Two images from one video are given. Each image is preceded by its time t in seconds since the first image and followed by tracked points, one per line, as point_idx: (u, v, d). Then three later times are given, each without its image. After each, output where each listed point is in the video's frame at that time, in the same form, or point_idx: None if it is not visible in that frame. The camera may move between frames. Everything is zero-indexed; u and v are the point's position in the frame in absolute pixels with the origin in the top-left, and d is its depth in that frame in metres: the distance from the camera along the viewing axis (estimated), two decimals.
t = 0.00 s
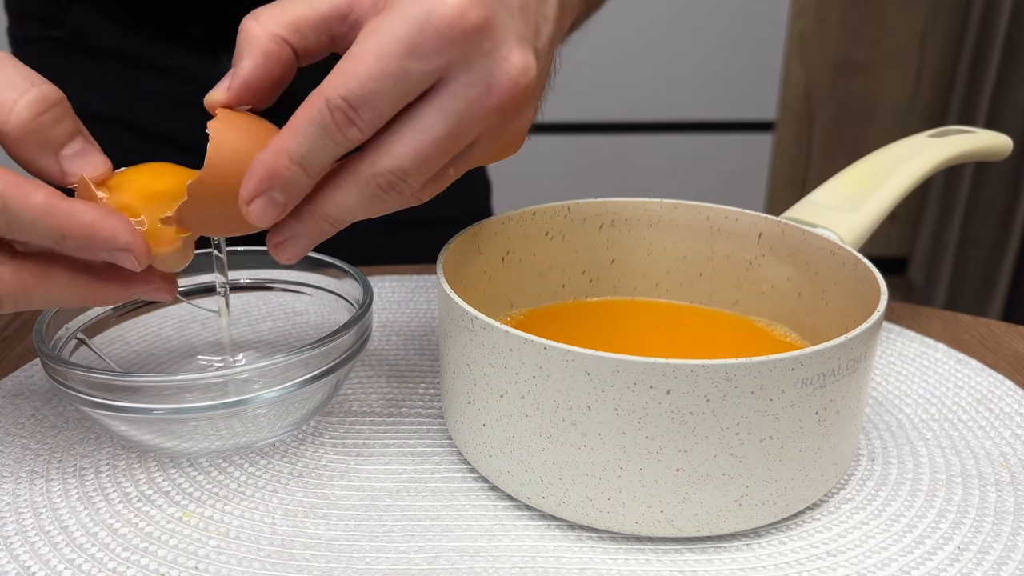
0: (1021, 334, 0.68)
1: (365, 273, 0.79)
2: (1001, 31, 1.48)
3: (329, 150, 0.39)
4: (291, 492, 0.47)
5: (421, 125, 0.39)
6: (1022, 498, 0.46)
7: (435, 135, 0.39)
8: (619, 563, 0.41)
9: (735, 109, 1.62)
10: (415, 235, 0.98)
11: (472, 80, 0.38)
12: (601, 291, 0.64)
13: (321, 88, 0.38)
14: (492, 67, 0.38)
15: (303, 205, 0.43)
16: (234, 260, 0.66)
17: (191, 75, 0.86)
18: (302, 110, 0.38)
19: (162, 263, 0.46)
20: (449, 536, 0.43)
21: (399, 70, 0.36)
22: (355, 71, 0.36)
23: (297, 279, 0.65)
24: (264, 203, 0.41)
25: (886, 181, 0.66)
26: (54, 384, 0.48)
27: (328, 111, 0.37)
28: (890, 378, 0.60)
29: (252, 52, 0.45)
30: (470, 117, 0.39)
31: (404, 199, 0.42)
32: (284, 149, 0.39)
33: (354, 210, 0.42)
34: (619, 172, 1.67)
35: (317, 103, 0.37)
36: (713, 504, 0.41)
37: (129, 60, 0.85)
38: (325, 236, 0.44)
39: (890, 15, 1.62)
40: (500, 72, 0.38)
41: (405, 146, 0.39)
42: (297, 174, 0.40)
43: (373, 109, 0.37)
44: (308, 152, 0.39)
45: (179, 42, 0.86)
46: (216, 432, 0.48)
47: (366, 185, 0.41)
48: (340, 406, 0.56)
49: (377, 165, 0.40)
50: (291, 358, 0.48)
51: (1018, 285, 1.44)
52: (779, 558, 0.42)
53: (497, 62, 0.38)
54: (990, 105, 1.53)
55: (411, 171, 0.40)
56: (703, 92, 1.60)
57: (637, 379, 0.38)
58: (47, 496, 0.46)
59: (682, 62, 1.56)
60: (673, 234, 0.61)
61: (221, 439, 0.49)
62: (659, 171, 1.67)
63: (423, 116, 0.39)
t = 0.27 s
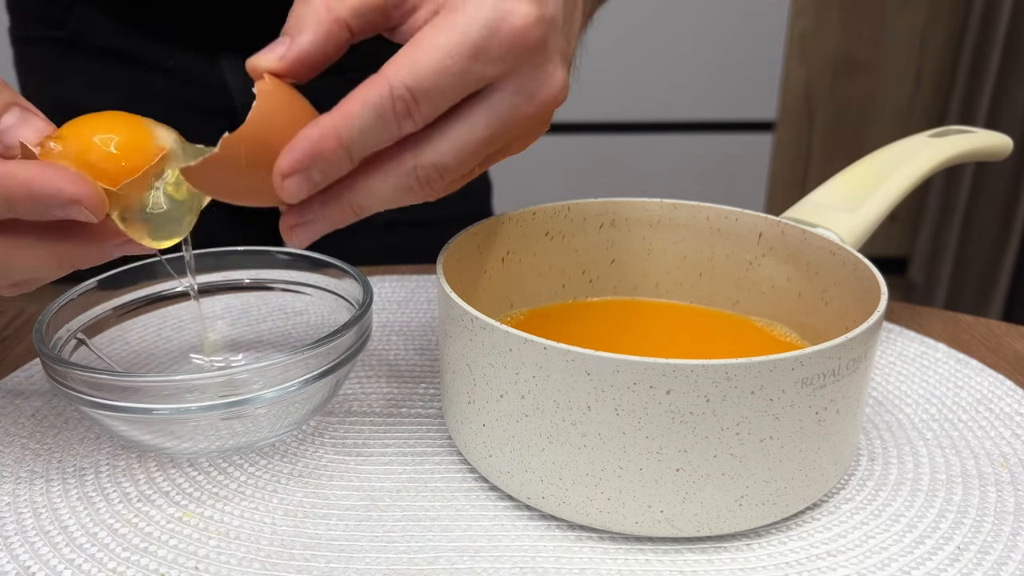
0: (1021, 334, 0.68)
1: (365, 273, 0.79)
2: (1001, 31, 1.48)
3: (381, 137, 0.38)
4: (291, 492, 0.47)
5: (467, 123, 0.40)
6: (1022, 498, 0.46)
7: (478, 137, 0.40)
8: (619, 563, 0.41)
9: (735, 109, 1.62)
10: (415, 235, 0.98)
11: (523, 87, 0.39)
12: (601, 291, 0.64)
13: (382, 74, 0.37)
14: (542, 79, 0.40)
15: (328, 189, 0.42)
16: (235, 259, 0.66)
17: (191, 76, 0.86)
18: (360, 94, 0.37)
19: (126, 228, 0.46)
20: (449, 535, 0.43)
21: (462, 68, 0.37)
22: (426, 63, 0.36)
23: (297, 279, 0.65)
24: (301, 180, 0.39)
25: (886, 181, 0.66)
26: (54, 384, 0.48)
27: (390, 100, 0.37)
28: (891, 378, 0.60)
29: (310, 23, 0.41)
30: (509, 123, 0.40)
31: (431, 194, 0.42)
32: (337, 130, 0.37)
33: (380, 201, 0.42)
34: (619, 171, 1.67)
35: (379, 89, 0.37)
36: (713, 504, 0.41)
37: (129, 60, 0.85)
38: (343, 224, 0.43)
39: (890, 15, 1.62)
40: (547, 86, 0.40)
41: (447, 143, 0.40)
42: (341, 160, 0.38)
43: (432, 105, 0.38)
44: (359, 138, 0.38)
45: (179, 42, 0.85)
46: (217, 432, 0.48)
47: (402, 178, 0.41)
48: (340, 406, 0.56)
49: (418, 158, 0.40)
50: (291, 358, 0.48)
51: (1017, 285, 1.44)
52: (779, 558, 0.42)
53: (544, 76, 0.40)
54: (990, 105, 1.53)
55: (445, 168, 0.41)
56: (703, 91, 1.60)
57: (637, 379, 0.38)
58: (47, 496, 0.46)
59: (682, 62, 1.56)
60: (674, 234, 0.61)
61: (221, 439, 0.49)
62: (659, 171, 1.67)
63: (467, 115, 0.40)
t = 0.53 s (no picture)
0: (1021, 334, 0.68)
1: (365, 273, 0.79)
2: (1001, 31, 1.48)
3: (329, 221, 0.45)
4: (291, 492, 0.47)
5: (408, 202, 0.49)
6: (1022, 498, 0.46)
7: (412, 212, 0.50)
8: (619, 563, 0.41)
9: (735, 109, 1.62)
10: (415, 235, 0.98)
11: (451, 176, 0.50)
12: (601, 291, 0.64)
13: (330, 170, 0.43)
14: (463, 164, 0.50)
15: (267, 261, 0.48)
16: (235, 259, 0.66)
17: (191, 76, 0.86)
18: (311, 186, 0.43)
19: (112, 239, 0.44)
20: (449, 535, 0.43)
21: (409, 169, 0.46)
22: (368, 162, 0.44)
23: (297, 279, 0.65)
24: (251, 261, 0.44)
25: (886, 181, 0.66)
26: (54, 384, 0.48)
27: (341, 193, 0.44)
28: (891, 378, 0.60)
29: (280, 115, 0.47)
30: (440, 200, 0.51)
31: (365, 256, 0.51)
32: (287, 218, 0.43)
33: (321, 264, 0.49)
34: (619, 172, 1.67)
35: (331, 186, 0.43)
36: (713, 504, 0.41)
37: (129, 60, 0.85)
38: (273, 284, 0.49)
39: (890, 15, 1.62)
40: (471, 172, 0.51)
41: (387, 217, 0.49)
42: (291, 242, 0.45)
43: (378, 192, 0.45)
44: (307, 220, 0.44)
45: (179, 42, 0.85)
46: (217, 432, 0.48)
47: (340, 246, 0.48)
48: (340, 407, 0.56)
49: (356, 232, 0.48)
50: (291, 359, 0.48)
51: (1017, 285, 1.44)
52: (779, 558, 0.42)
53: (465, 160, 0.50)
54: (990, 105, 1.53)
55: (383, 236, 0.50)
56: (704, 91, 1.59)
57: (637, 379, 0.38)
58: (47, 496, 0.46)
59: (682, 62, 1.56)
60: (674, 234, 0.61)
61: (221, 438, 0.49)
62: (659, 172, 1.67)
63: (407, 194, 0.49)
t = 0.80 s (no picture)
0: (1021, 334, 0.68)
1: (365, 273, 0.79)
2: (1001, 31, 1.48)
3: (335, 244, 0.45)
4: (291, 492, 0.47)
5: (404, 227, 0.51)
6: (1022, 498, 0.46)
7: (404, 237, 0.52)
8: (619, 563, 0.41)
9: (735, 109, 1.62)
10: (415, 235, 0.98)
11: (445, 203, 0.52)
12: (601, 291, 0.64)
13: (345, 197, 0.44)
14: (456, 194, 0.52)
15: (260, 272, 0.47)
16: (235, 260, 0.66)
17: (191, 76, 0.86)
18: (325, 210, 0.44)
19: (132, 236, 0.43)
20: (449, 535, 0.43)
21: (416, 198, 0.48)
22: (383, 189, 0.45)
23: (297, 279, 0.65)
24: (248, 268, 0.43)
25: (886, 181, 0.66)
26: (54, 384, 0.48)
27: (355, 219, 0.45)
28: (890, 378, 0.60)
29: (299, 138, 0.48)
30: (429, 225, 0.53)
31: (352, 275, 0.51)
32: (297, 239, 0.43)
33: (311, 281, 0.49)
34: (619, 172, 1.67)
35: (347, 211, 0.44)
36: (713, 504, 0.41)
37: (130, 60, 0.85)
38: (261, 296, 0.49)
39: (890, 15, 1.62)
40: (461, 201, 0.54)
41: (382, 242, 0.50)
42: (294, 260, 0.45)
43: (387, 219, 0.46)
44: (315, 242, 0.44)
45: (179, 42, 0.85)
46: (216, 432, 0.48)
47: (334, 266, 0.49)
48: (340, 407, 0.56)
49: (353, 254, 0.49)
50: (291, 359, 0.48)
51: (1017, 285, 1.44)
52: (779, 558, 0.42)
53: (459, 190, 0.52)
54: (991, 105, 1.53)
55: (374, 258, 0.51)
56: (703, 91, 1.60)
57: (637, 379, 0.38)
58: (47, 496, 0.46)
59: (682, 62, 1.56)
60: (674, 235, 0.61)
61: (220, 439, 0.49)
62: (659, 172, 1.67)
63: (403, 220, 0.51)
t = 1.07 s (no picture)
0: (1021, 334, 0.68)
1: (365, 273, 0.79)
2: (1001, 31, 1.48)
3: (353, 228, 0.45)
4: (291, 492, 0.47)
5: (415, 220, 0.51)
6: (1022, 498, 0.46)
7: (415, 229, 0.51)
8: (619, 563, 0.41)
9: (735, 109, 1.62)
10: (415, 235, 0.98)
11: (457, 201, 0.52)
12: (601, 291, 0.64)
13: (368, 179, 0.44)
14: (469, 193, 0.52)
15: (271, 251, 0.46)
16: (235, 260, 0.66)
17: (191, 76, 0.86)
18: (347, 191, 0.43)
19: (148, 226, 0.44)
20: (449, 535, 0.43)
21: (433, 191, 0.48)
22: (404, 174, 0.45)
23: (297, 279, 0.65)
24: (260, 238, 0.42)
25: (886, 181, 0.66)
26: (54, 384, 0.48)
27: (376, 205, 0.44)
28: (890, 378, 0.60)
29: (318, 126, 0.47)
30: (439, 223, 0.53)
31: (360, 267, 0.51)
32: (316, 217, 0.42)
33: (320, 268, 0.48)
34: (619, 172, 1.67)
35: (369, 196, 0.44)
36: (713, 504, 0.41)
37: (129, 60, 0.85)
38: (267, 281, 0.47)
39: (890, 15, 1.62)
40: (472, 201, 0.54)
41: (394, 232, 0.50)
42: (309, 240, 0.44)
43: (405, 206, 0.46)
44: (334, 222, 0.43)
45: (179, 42, 0.85)
46: (216, 432, 0.48)
47: (345, 254, 0.48)
48: (340, 407, 0.56)
49: (365, 241, 0.49)
50: (292, 359, 0.48)
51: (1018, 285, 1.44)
52: (779, 558, 0.42)
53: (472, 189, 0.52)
54: (990, 105, 1.53)
55: (384, 248, 0.50)
56: (703, 91, 1.60)
57: (637, 379, 0.38)
58: (47, 496, 0.46)
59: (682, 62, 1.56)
60: (674, 235, 0.61)
61: (220, 439, 0.49)
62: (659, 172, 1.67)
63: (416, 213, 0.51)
